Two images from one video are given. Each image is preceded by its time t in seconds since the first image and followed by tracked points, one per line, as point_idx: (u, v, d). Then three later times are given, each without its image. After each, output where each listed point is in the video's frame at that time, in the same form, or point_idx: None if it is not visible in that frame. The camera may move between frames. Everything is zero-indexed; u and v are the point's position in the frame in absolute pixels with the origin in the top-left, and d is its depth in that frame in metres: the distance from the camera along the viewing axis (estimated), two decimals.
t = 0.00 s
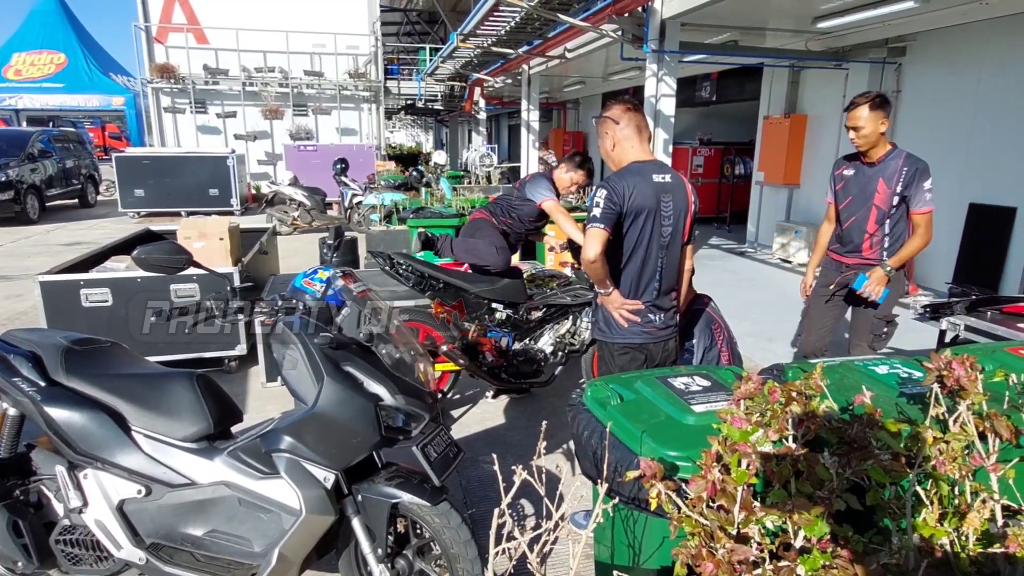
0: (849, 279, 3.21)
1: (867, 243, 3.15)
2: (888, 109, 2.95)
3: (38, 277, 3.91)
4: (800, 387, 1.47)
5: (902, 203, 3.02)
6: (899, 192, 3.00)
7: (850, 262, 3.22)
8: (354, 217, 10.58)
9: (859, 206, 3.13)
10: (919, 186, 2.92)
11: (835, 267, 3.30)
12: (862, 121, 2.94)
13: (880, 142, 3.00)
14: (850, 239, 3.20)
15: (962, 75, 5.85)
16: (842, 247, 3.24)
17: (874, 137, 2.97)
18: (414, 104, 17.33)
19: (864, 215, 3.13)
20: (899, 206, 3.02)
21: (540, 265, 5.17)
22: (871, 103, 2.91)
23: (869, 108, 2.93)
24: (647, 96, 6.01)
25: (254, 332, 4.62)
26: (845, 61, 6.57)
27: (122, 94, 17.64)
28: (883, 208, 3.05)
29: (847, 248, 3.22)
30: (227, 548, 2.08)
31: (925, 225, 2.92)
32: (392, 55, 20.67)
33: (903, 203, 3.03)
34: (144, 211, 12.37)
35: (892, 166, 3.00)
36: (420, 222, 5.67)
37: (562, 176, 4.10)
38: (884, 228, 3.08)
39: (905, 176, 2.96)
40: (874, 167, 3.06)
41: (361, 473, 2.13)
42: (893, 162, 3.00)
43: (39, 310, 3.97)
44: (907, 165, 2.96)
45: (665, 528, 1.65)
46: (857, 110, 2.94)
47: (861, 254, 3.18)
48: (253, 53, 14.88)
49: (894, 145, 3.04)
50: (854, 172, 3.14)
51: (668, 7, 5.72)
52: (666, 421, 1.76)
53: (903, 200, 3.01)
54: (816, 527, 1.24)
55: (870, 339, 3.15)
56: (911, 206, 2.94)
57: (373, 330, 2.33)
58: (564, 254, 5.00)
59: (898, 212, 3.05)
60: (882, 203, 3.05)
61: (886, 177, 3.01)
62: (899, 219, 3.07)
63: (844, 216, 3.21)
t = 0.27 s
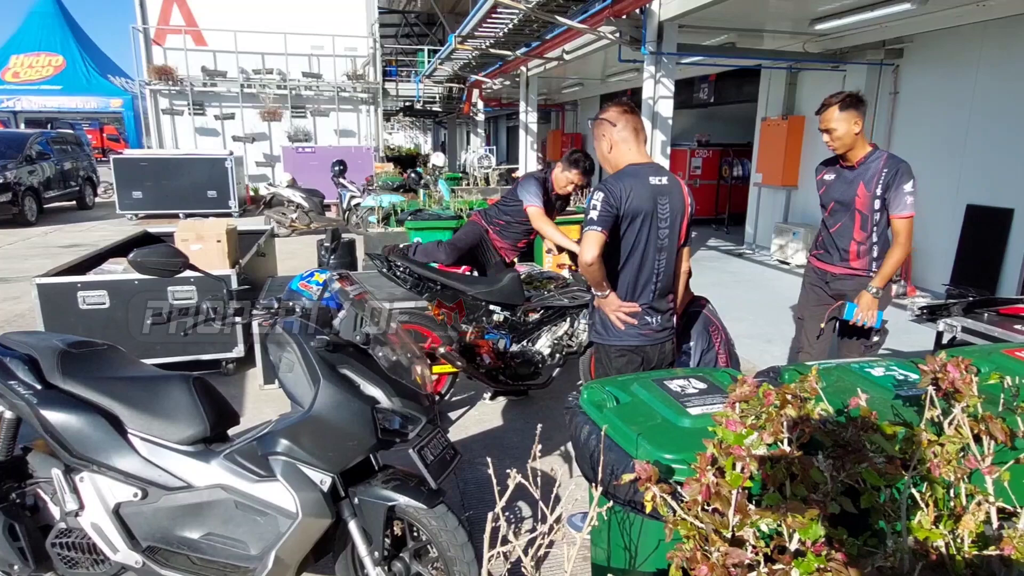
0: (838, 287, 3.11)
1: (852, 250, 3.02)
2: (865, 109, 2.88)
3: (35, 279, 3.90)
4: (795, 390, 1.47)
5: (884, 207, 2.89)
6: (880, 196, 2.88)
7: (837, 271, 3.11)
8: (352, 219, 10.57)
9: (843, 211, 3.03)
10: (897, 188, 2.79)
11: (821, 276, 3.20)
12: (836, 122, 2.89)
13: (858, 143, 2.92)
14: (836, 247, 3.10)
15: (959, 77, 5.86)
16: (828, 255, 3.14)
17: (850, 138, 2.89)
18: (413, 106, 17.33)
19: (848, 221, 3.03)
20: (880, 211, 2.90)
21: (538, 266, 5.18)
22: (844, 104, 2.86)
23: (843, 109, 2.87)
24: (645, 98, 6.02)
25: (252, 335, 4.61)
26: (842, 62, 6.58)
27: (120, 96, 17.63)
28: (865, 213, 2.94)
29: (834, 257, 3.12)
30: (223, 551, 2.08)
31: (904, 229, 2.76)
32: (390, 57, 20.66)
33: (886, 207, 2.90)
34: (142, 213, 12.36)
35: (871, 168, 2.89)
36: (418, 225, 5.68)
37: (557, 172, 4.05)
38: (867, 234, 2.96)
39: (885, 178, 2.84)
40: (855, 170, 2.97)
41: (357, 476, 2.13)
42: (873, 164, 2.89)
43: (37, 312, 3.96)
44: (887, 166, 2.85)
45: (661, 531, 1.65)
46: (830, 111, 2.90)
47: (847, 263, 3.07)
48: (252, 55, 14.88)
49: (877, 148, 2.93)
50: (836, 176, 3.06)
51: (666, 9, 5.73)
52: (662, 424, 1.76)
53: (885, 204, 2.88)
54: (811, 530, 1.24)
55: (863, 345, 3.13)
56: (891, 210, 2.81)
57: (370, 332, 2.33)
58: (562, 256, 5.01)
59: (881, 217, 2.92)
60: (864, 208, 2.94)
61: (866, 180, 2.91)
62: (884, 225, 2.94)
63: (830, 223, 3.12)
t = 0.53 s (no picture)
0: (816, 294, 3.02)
1: (830, 252, 2.92)
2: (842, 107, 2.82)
3: (32, 280, 3.90)
4: (791, 390, 1.47)
5: (866, 208, 2.81)
6: (863, 196, 2.79)
7: (815, 275, 3.01)
8: (350, 220, 10.57)
9: (822, 212, 2.93)
10: (883, 187, 2.71)
11: (800, 281, 3.11)
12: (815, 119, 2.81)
13: (839, 142, 2.84)
14: (814, 250, 2.99)
15: (957, 78, 5.87)
16: (806, 259, 3.04)
17: (829, 135, 2.82)
18: (411, 107, 17.34)
19: (828, 223, 2.93)
20: (862, 212, 2.82)
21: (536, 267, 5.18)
22: (822, 101, 2.79)
23: (823, 106, 2.80)
24: (643, 99, 6.02)
25: (250, 336, 4.61)
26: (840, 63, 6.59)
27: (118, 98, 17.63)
28: (845, 214, 2.84)
29: (812, 261, 3.02)
30: (220, 552, 2.08)
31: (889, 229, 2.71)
32: (389, 58, 20.64)
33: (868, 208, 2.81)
34: (141, 214, 12.36)
35: (853, 167, 2.81)
36: (416, 225, 5.68)
37: (548, 168, 4.02)
38: (847, 235, 2.86)
39: (868, 177, 2.76)
40: (836, 169, 2.88)
41: (354, 477, 2.12)
42: (854, 163, 2.81)
43: (34, 314, 3.96)
44: (870, 164, 2.76)
45: (658, 532, 1.65)
46: (808, 108, 2.82)
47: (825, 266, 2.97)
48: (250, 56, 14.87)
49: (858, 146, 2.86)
50: (816, 177, 2.96)
51: (664, 10, 5.74)
52: (659, 425, 1.75)
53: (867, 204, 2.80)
54: (807, 531, 1.24)
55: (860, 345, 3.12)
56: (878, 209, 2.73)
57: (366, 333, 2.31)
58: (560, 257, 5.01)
59: (863, 217, 2.83)
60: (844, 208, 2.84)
61: (848, 179, 2.82)
62: (866, 226, 2.85)
63: (808, 226, 3.01)
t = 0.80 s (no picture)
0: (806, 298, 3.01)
1: (813, 255, 2.91)
2: (830, 104, 2.76)
3: (32, 282, 3.90)
4: (789, 392, 1.47)
5: (849, 209, 2.75)
6: (846, 197, 2.73)
7: (799, 279, 3.00)
8: (350, 221, 10.57)
9: (809, 213, 2.89)
10: (866, 189, 2.62)
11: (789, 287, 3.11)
12: (800, 117, 2.76)
13: (825, 140, 2.79)
14: (800, 252, 2.98)
15: (955, 79, 5.88)
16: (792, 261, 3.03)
17: (815, 133, 2.77)
18: (411, 108, 17.34)
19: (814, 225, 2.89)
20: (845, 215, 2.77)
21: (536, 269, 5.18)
22: (805, 100, 2.75)
23: (810, 102, 2.75)
24: (642, 100, 6.02)
25: (249, 337, 4.61)
26: (839, 65, 6.60)
27: (118, 99, 17.63)
28: (828, 216, 2.80)
29: (798, 264, 3.01)
30: (218, 555, 2.08)
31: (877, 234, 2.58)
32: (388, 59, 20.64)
33: (852, 209, 2.75)
34: (140, 216, 12.36)
35: (838, 166, 2.75)
36: (416, 227, 5.69)
37: (528, 167, 4.05)
38: (829, 237, 2.83)
39: (850, 177, 2.70)
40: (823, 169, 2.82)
41: (352, 479, 2.12)
42: (840, 162, 2.74)
43: (33, 316, 3.96)
44: (853, 165, 2.70)
45: (656, 533, 1.65)
46: (795, 106, 2.78)
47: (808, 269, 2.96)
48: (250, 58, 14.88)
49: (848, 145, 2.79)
50: (806, 177, 2.90)
51: (663, 12, 5.75)
52: (657, 427, 1.76)
53: (848, 205, 2.74)
54: (805, 533, 1.23)
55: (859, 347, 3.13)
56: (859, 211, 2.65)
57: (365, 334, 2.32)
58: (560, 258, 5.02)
59: (847, 219, 2.77)
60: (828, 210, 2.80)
61: (833, 180, 2.76)
62: (851, 228, 2.78)
63: (796, 227, 2.99)
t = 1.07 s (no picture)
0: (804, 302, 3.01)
1: (806, 262, 2.90)
2: (827, 105, 2.73)
3: (32, 283, 3.90)
4: (790, 393, 1.47)
5: (835, 214, 2.71)
6: (834, 202, 2.69)
7: (796, 286, 2.99)
8: (350, 223, 10.58)
9: (805, 217, 2.88)
10: (848, 195, 2.58)
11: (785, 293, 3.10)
12: (793, 119, 2.76)
13: (819, 142, 2.77)
14: (797, 256, 2.97)
15: (955, 81, 5.89)
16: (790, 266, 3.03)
17: (807, 136, 2.76)
18: (411, 110, 17.34)
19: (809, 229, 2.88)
20: (832, 220, 2.74)
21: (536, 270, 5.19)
22: (798, 101, 2.74)
23: (803, 103, 2.73)
24: (643, 101, 6.03)
25: (250, 339, 4.61)
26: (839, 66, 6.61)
27: (118, 101, 17.65)
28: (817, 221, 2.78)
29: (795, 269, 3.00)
30: (219, 556, 2.07)
31: (861, 240, 2.53)
32: (388, 61, 20.66)
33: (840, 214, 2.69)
34: (140, 217, 12.36)
35: (829, 171, 2.72)
36: (416, 228, 5.70)
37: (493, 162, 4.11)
38: (819, 244, 2.81)
39: (837, 181, 2.66)
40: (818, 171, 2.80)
41: (353, 481, 2.12)
42: (831, 165, 2.71)
43: (34, 317, 3.96)
44: (842, 169, 2.65)
45: (658, 535, 1.65)
46: (788, 107, 2.77)
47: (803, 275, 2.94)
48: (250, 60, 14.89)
49: (843, 148, 2.74)
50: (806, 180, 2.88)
51: (663, 13, 5.76)
52: (658, 428, 1.76)
53: (835, 211, 2.70)
54: (806, 534, 1.23)
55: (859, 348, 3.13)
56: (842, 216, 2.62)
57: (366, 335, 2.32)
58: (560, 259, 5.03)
59: (835, 225, 2.73)
60: (819, 214, 2.78)
61: (823, 184, 2.74)
62: (841, 234, 2.73)
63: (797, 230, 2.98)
